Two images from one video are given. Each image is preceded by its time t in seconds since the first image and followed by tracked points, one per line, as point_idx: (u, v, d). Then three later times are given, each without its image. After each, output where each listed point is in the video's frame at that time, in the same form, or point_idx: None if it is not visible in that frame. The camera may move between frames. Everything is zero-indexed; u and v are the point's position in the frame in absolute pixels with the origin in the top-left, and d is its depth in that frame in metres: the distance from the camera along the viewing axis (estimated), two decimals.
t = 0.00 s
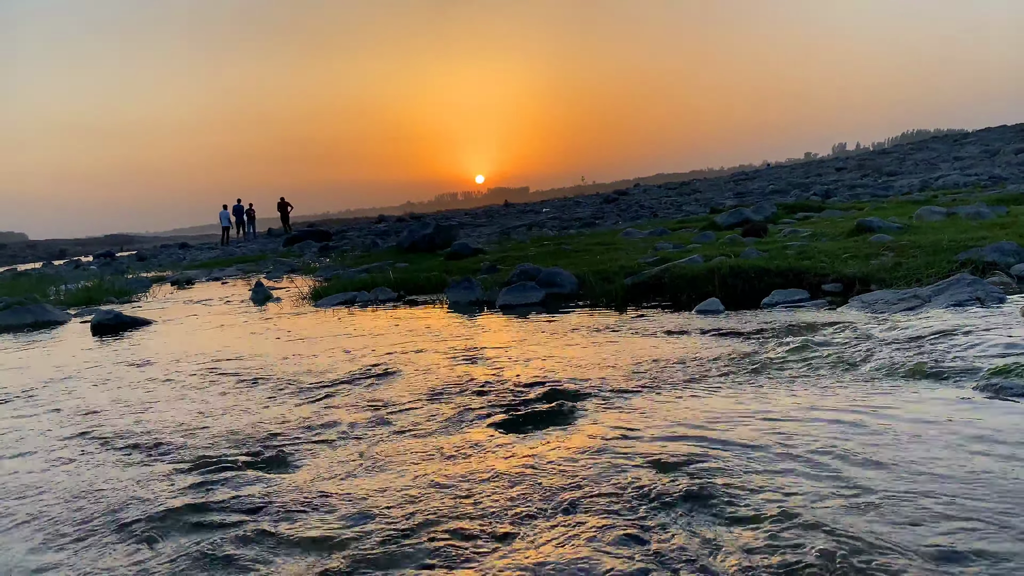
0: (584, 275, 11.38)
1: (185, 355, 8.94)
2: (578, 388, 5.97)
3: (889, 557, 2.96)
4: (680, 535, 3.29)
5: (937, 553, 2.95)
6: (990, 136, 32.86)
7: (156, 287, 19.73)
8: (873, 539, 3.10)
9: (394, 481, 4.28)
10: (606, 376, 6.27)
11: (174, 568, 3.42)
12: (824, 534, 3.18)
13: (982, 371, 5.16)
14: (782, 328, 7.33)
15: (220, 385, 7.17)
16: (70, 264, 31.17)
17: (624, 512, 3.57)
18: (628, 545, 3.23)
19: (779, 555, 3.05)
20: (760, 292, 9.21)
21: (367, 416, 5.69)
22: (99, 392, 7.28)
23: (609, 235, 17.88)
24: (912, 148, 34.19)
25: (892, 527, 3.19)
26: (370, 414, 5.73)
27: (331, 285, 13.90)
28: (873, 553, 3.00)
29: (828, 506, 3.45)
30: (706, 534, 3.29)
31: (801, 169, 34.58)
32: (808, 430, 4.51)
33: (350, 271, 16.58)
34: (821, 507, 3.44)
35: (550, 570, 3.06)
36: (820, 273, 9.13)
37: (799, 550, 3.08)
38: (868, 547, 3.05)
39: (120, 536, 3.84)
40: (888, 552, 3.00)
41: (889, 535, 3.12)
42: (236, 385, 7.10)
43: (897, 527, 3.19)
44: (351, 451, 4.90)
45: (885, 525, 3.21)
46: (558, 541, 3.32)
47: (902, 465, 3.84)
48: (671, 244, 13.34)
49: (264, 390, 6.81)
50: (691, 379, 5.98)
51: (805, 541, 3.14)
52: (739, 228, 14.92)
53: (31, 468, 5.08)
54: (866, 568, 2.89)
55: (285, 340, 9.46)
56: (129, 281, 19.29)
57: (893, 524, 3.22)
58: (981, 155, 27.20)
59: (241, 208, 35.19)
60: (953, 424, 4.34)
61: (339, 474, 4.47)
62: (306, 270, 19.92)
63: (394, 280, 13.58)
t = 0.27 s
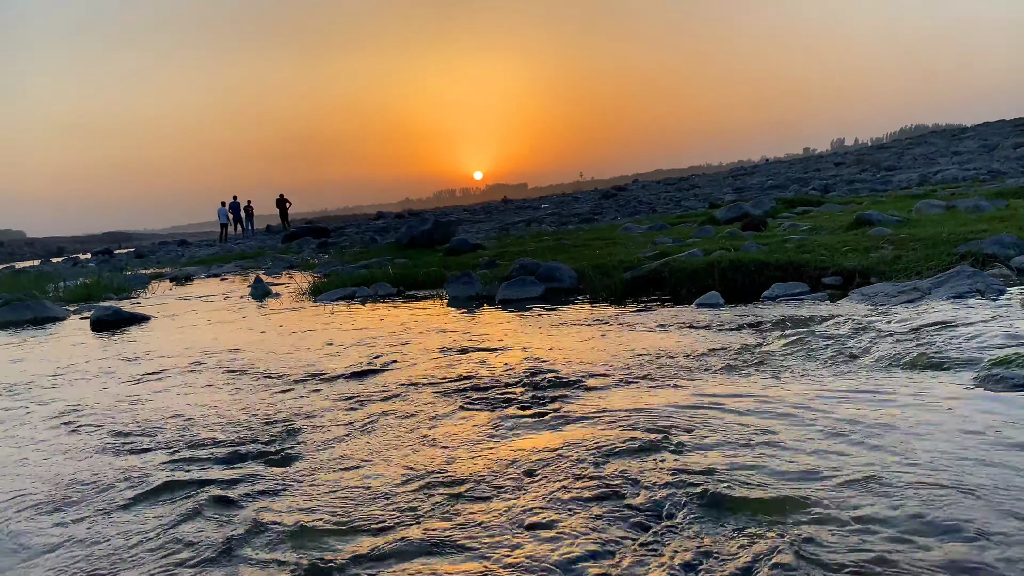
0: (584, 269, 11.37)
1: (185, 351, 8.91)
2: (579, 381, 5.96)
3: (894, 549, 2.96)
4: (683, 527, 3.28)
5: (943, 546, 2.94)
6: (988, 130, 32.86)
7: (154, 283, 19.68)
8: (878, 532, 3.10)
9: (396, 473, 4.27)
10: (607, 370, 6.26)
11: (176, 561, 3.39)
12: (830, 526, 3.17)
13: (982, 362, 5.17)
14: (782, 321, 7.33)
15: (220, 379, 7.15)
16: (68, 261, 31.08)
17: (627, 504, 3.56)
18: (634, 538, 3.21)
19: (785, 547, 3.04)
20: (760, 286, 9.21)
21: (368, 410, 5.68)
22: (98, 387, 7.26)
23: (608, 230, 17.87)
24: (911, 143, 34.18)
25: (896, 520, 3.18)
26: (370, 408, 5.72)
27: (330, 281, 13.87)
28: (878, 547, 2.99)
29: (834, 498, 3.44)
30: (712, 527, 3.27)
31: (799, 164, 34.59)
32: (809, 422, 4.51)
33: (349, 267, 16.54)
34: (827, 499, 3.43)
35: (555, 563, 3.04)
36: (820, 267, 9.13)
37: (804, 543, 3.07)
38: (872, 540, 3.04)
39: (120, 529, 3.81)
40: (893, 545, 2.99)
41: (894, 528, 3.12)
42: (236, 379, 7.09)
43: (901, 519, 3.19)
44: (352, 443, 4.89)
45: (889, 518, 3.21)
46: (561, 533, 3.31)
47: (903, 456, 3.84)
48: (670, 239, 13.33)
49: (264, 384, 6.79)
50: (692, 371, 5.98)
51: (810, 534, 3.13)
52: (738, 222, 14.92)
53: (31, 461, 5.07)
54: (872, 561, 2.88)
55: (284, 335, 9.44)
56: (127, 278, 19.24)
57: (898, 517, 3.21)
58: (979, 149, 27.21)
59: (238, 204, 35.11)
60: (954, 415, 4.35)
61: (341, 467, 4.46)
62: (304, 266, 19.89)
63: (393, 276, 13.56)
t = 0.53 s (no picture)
0: (582, 263, 11.38)
1: (184, 346, 8.92)
2: (577, 374, 5.98)
3: (895, 535, 2.96)
4: (681, 513, 3.30)
5: (943, 532, 2.95)
6: (987, 125, 32.83)
7: (153, 279, 19.68)
8: (878, 518, 3.11)
9: (395, 464, 4.29)
10: (606, 362, 6.27)
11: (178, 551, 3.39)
12: (829, 513, 3.19)
13: (979, 353, 5.19)
14: (780, 313, 7.34)
15: (219, 373, 7.16)
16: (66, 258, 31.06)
17: (626, 491, 3.58)
18: (637, 525, 3.22)
19: (787, 532, 3.04)
20: (758, 279, 9.22)
21: (367, 402, 5.68)
22: (97, 381, 7.27)
23: (607, 225, 17.88)
24: (909, 138, 34.18)
25: (896, 507, 3.20)
26: (369, 400, 5.74)
27: (329, 276, 13.87)
28: (879, 531, 3.00)
29: (832, 486, 3.46)
30: (713, 513, 3.29)
31: (798, 159, 34.58)
32: (807, 413, 4.53)
33: (347, 262, 16.53)
34: (824, 487, 3.45)
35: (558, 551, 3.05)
36: (819, 260, 9.14)
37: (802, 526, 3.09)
38: (873, 525, 3.05)
39: (120, 521, 3.81)
40: (894, 531, 3.00)
41: (894, 514, 3.13)
42: (235, 373, 7.10)
43: (900, 506, 3.20)
44: (351, 436, 4.90)
45: (889, 505, 3.22)
46: (559, 521, 3.33)
47: (901, 447, 3.86)
48: (669, 233, 13.34)
49: (263, 378, 6.80)
50: (691, 364, 5.99)
51: (810, 519, 3.15)
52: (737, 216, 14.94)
53: (30, 455, 5.07)
54: (873, 546, 2.89)
55: (283, 330, 9.45)
56: (126, 274, 19.24)
57: (897, 505, 3.22)
58: (978, 144, 27.20)
59: (236, 200, 35.05)
60: (953, 407, 4.36)
61: (341, 459, 4.47)
62: (303, 261, 19.88)
63: (392, 271, 13.56)
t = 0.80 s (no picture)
0: (581, 257, 11.39)
1: (183, 339, 8.93)
2: (575, 365, 6.00)
3: (887, 524, 2.98)
4: (676, 502, 3.32)
5: (935, 520, 2.97)
6: (987, 119, 32.79)
7: (153, 274, 19.69)
8: (871, 507, 3.12)
9: (393, 453, 4.31)
10: (603, 354, 6.28)
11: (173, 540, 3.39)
12: (824, 501, 3.22)
13: (975, 345, 5.22)
14: (777, 305, 7.36)
15: (218, 365, 7.17)
16: (65, 254, 31.03)
17: (623, 480, 3.60)
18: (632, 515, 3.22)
19: (783, 522, 3.04)
20: (756, 272, 9.23)
21: (365, 393, 5.70)
22: (96, 373, 7.28)
23: (606, 219, 17.89)
24: (909, 132, 34.15)
25: (889, 497, 3.21)
26: (368, 391, 5.76)
27: (328, 270, 13.89)
28: (872, 521, 3.01)
29: (827, 475, 3.48)
30: (709, 501, 3.31)
31: (797, 154, 34.56)
32: (803, 403, 4.56)
33: (347, 257, 16.54)
34: (819, 476, 3.48)
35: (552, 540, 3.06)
36: (817, 253, 9.16)
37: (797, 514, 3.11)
38: (866, 515, 3.06)
39: (115, 511, 3.81)
40: (887, 520, 3.01)
41: (887, 504, 3.14)
42: (234, 365, 7.11)
43: (893, 496, 3.21)
44: (350, 426, 4.93)
45: (882, 494, 3.23)
46: (556, 508, 3.35)
47: (895, 436, 3.89)
48: (668, 227, 13.35)
49: (262, 369, 6.82)
50: (688, 355, 6.02)
51: (805, 509, 3.15)
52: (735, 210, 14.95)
53: (31, 444, 5.09)
54: (867, 535, 2.90)
55: (282, 323, 9.47)
56: (125, 268, 19.24)
57: (890, 494, 3.24)
58: (978, 138, 27.17)
59: (235, 195, 35.00)
60: (949, 397, 4.39)
61: (338, 448, 4.48)
62: (303, 256, 19.89)
63: (391, 265, 13.58)
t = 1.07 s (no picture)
0: (582, 251, 11.42)
1: (185, 332, 8.96)
2: (577, 357, 6.03)
3: (887, 508, 3.01)
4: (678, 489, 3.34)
5: (933, 504, 3.00)
6: (987, 115, 32.76)
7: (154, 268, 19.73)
8: (871, 492, 3.16)
9: (396, 442, 4.34)
10: (604, 347, 6.31)
11: (178, 523, 3.41)
12: (824, 487, 3.24)
13: (974, 336, 5.24)
14: (778, 299, 7.38)
15: (220, 356, 7.20)
16: (66, 249, 31.05)
17: (624, 468, 3.63)
18: (634, 500, 3.25)
19: (785, 507, 3.06)
20: (757, 266, 9.25)
21: (368, 384, 5.73)
22: (99, 364, 7.31)
23: (607, 214, 17.91)
24: (910, 128, 34.13)
25: (887, 482, 3.25)
26: (370, 382, 5.79)
27: (329, 264, 13.92)
28: (872, 504, 3.05)
29: (827, 463, 3.51)
30: (710, 487, 3.33)
31: (798, 149, 34.55)
32: (803, 394, 4.59)
33: (348, 251, 16.55)
34: (819, 464, 3.50)
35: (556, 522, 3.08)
36: (817, 247, 9.18)
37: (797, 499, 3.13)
38: (866, 500, 3.09)
39: (120, 495, 3.85)
40: (886, 504, 3.05)
41: (886, 489, 3.18)
42: (236, 356, 7.14)
43: (892, 481, 3.24)
44: (352, 415, 4.95)
45: (880, 480, 3.26)
46: (557, 494, 3.37)
47: (895, 426, 3.92)
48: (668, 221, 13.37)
49: (264, 360, 6.85)
50: (689, 348, 6.04)
51: (806, 494, 3.18)
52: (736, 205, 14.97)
53: (35, 432, 5.11)
54: (865, 517, 2.94)
55: (284, 316, 9.50)
56: (126, 263, 19.27)
57: (890, 481, 3.27)
58: (979, 134, 27.16)
59: (236, 191, 35.01)
60: (948, 388, 4.42)
61: (342, 436, 4.51)
62: (304, 251, 19.91)
63: (392, 259, 13.60)
